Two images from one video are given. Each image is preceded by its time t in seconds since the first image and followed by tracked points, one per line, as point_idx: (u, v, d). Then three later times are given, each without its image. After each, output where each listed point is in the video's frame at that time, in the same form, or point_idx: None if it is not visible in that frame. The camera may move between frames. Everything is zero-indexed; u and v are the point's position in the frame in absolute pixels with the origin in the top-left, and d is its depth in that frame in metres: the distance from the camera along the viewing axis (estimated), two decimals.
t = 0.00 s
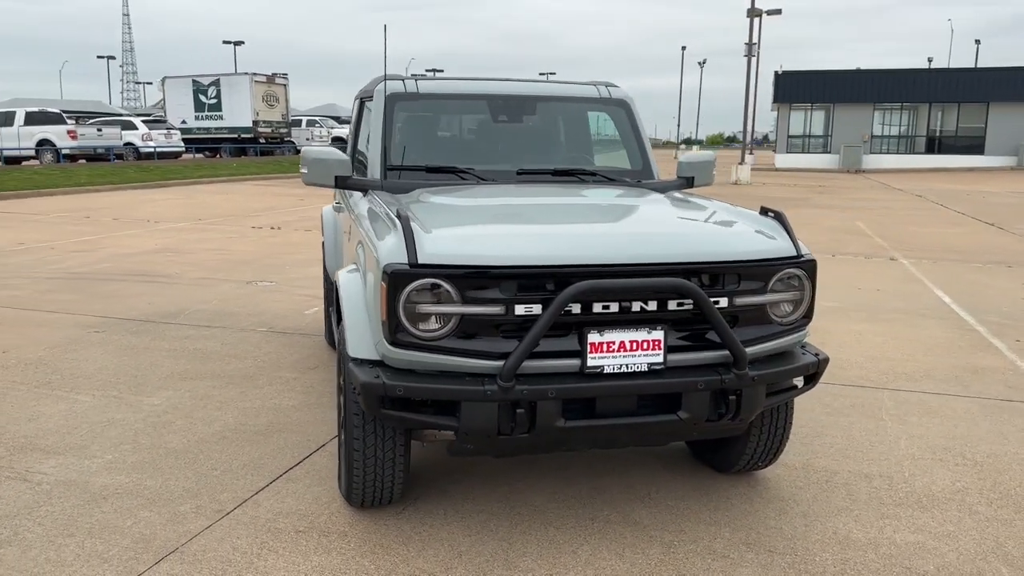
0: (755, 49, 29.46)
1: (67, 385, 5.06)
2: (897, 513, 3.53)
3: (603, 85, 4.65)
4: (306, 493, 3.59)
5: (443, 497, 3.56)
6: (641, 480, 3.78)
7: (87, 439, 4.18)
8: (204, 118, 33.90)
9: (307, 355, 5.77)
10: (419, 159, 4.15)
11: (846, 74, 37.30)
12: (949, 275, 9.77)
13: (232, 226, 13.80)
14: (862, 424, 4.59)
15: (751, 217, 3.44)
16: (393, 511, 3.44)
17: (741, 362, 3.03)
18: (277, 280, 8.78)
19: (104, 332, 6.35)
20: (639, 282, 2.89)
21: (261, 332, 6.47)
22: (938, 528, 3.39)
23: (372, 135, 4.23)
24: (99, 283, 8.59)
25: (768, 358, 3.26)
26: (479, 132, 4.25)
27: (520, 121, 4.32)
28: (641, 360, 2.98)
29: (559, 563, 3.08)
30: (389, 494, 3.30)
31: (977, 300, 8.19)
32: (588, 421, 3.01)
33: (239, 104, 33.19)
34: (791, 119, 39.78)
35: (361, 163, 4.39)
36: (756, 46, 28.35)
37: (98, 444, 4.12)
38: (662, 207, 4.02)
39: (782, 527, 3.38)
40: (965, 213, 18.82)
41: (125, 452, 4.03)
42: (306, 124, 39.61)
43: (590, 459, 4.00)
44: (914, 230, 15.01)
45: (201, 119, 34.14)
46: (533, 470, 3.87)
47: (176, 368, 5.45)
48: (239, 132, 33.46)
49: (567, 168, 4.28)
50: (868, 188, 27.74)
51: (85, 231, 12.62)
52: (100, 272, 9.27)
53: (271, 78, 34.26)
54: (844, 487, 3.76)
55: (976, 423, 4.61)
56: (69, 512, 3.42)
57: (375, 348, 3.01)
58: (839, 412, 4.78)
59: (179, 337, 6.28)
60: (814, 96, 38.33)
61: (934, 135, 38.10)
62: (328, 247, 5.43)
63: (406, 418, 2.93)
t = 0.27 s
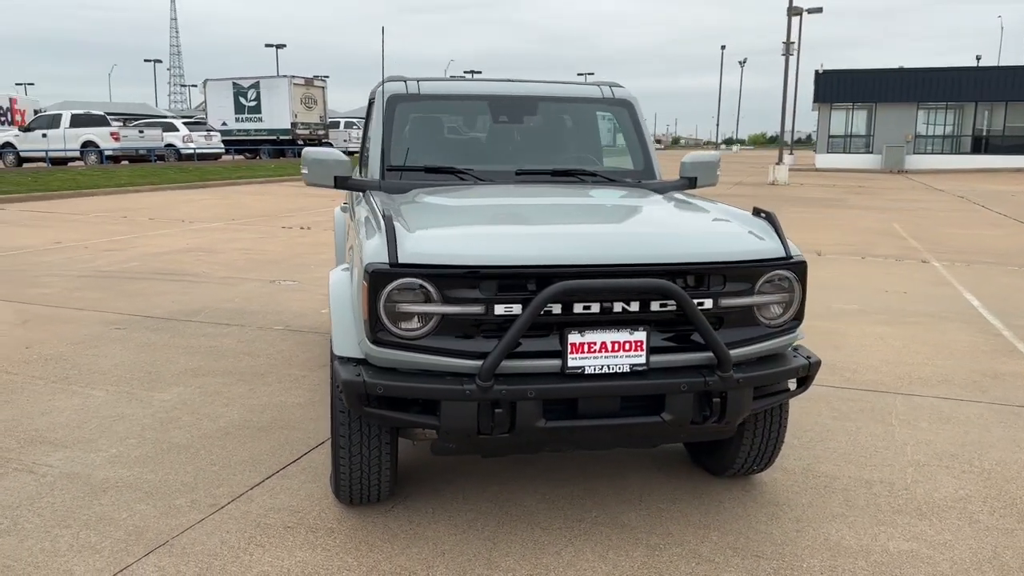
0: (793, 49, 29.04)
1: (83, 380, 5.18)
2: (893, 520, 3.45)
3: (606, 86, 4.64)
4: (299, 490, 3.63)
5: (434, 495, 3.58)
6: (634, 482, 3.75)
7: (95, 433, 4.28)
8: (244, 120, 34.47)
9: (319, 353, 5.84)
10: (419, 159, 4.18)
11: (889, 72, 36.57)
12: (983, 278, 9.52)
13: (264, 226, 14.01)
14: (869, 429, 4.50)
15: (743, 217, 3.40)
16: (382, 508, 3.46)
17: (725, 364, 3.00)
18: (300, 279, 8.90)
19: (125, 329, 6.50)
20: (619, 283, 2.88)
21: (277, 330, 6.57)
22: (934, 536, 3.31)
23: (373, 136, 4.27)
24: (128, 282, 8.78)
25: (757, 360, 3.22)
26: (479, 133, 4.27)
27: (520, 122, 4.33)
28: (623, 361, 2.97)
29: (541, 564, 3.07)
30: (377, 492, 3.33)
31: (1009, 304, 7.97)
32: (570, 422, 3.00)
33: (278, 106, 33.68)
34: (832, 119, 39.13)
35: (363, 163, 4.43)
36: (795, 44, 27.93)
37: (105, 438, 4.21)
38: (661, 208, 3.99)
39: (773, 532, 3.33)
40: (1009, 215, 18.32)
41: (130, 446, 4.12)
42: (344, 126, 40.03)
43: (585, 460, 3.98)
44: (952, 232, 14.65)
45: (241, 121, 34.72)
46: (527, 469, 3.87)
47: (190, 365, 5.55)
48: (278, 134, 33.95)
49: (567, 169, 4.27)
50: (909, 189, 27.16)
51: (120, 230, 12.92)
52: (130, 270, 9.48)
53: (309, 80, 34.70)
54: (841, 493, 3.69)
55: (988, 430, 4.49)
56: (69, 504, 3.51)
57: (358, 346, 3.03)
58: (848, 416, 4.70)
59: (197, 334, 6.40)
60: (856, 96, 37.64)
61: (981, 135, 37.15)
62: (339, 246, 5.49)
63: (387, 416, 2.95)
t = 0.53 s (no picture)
0: (833, 47, 28.54)
1: (98, 374, 5.30)
2: (890, 526, 3.37)
3: (610, 83, 4.60)
4: (291, 484, 3.67)
5: (423, 493, 3.58)
6: (627, 482, 3.71)
7: (102, 425, 4.37)
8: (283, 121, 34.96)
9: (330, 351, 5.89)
10: (417, 157, 4.19)
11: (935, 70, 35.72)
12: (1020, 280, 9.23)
13: (294, 225, 14.18)
14: (877, 432, 4.40)
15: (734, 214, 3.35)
16: (370, 505, 3.48)
17: (709, 364, 2.96)
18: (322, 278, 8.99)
19: (145, 325, 6.63)
20: (600, 281, 2.85)
21: (292, 327, 6.64)
22: (930, 543, 3.22)
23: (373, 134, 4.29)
24: (155, 279, 8.96)
25: (746, 360, 3.16)
26: (478, 131, 4.26)
27: (520, 120, 4.31)
28: (603, 359, 2.93)
29: (522, 563, 3.05)
30: (363, 487, 3.34)
31: None
32: (550, 420, 2.98)
33: (317, 108, 34.11)
34: (875, 118, 38.35)
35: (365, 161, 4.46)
36: (835, 42, 27.43)
37: (111, 431, 4.30)
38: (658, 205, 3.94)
39: (763, 536, 3.27)
40: None
41: (133, 439, 4.20)
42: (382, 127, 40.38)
43: (581, 459, 3.95)
44: (993, 233, 14.26)
45: (280, 123, 35.24)
46: (520, 467, 3.85)
47: (203, 360, 5.64)
48: (316, 135, 34.36)
49: (566, 166, 4.24)
50: (954, 189, 26.50)
51: (155, 229, 13.19)
52: (159, 268, 9.67)
53: (347, 82, 35.07)
54: (839, 498, 3.61)
55: (1003, 436, 4.36)
56: (67, 494, 3.58)
57: (340, 342, 3.04)
58: (856, 419, 4.59)
59: (214, 331, 6.50)
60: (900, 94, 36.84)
61: None
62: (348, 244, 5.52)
63: (367, 412, 2.96)
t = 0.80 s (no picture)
0: (875, 46, 27.99)
1: (113, 373, 5.41)
2: (884, 539, 3.28)
3: (612, 85, 4.56)
4: (283, 485, 3.70)
5: (412, 496, 3.58)
6: (618, 489, 3.67)
7: (109, 423, 4.46)
8: (322, 124, 35.39)
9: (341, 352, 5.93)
10: (415, 160, 4.20)
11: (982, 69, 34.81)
12: None
13: (325, 227, 14.34)
14: (884, 442, 4.29)
15: (724, 218, 3.30)
16: (358, 507, 3.49)
17: (690, 371, 2.92)
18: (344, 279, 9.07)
19: (165, 325, 6.75)
20: (578, 286, 2.82)
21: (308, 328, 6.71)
22: (924, 558, 3.13)
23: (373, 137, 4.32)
24: (182, 280, 9.12)
25: (732, 367, 3.11)
26: (477, 134, 4.26)
27: (520, 122, 4.30)
28: (583, 365, 2.91)
29: (502, 569, 3.04)
30: (349, 489, 3.36)
31: None
32: (530, 426, 2.96)
33: (354, 110, 34.45)
34: (920, 118, 37.50)
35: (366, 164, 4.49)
36: (878, 41, 26.87)
37: (117, 429, 4.39)
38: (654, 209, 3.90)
39: (751, 546, 3.21)
40: None
41: (137, 438, 4.27)
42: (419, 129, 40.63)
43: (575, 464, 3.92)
44: None
45: (319, 125, 35.66)
46: (512, 471, 3.83)
47: (215, 360, 5.72)
48: (354, 137, 34.72)
49: (565, 169, 4.22)
50: (1000, 191, 25.83)
51: (188, 230, 13.43)
52: (187, 269, 9.85)
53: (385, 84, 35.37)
54: (835, 509, 3.53)
55: (1016, 448, 4.22)
56: (66, 490, 3.66)
57: (322, 345, 3.06)
58: (864, 428, 4.49)
59: (230, 331, 6.59)
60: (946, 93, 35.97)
61: None
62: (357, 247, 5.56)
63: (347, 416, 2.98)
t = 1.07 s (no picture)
0: (920, 43, 27.35)
1: (128, 367, 5.52)
2: (876, 546, 3.19)
3: (615, 82, 4.52)
4: (276, 480, 3.74)
5: (402, 494, 3.59)
6: (609, 490, 3.64)
7: (117, 417, 4.55)
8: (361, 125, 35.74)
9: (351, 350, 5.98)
10: (413, 159, 4.22)
11: None
12: None
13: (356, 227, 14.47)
14: (891, 447, 4.18)
15: (712, 216, 3.24)
16: (346, 503, 3.51)
17: (670, 370, 2.88)
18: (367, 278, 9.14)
19: (185, 322, 6.87)
20: (555, 283, 2.80)
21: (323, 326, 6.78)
22: (915, 566, 3.04)
23: (373, 135, 4.35)
24: (209, 277, 9.29)
25: (716, 366, 3.06)
26: (475, 132, 4.26)
27: (519, 121, 4.29)
28: (561, 363, 2.89)
29: (481, 567, 3.03)
30: (336, 485, 3.38)
31: None
32: (508, 423, 2.95)
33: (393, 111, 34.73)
34: (969, 117, 36.54)
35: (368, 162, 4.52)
36: (923, 38, 26.23)
37: (124, 422, 4.47)
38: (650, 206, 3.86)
39: (736, 550, 3.15)
40: None
41: (142, 431, 4.36)
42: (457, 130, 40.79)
43: (568, 464, 3.90)
44: None
45: (358, 126, 36.03)
46: (503, 470, 3.82)
47: (228, 356, 5.81)
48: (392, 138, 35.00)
49: (563, 167, 4.19)
50: None
51: (222, 229, 13.67)
52: (216, 267, 10.02)
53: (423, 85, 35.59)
54: (830, 514, 3.45)
55: None
56: (66, 481, 3.74)
57: (305, 341, 3.08)
58: (872, 433, 4.38)
59: (247, 328, 6.69)
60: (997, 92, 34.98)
61: None
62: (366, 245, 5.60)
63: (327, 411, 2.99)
